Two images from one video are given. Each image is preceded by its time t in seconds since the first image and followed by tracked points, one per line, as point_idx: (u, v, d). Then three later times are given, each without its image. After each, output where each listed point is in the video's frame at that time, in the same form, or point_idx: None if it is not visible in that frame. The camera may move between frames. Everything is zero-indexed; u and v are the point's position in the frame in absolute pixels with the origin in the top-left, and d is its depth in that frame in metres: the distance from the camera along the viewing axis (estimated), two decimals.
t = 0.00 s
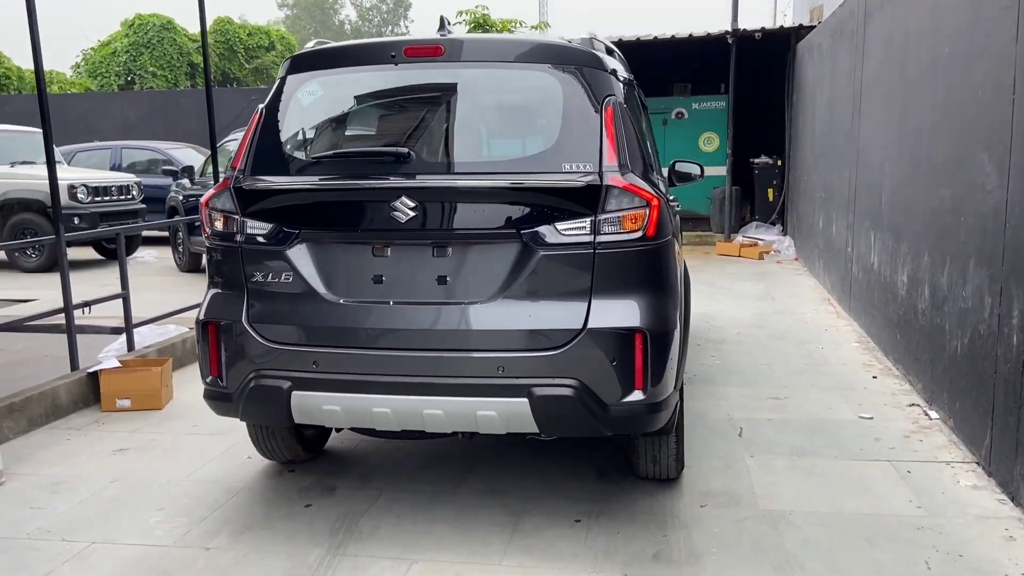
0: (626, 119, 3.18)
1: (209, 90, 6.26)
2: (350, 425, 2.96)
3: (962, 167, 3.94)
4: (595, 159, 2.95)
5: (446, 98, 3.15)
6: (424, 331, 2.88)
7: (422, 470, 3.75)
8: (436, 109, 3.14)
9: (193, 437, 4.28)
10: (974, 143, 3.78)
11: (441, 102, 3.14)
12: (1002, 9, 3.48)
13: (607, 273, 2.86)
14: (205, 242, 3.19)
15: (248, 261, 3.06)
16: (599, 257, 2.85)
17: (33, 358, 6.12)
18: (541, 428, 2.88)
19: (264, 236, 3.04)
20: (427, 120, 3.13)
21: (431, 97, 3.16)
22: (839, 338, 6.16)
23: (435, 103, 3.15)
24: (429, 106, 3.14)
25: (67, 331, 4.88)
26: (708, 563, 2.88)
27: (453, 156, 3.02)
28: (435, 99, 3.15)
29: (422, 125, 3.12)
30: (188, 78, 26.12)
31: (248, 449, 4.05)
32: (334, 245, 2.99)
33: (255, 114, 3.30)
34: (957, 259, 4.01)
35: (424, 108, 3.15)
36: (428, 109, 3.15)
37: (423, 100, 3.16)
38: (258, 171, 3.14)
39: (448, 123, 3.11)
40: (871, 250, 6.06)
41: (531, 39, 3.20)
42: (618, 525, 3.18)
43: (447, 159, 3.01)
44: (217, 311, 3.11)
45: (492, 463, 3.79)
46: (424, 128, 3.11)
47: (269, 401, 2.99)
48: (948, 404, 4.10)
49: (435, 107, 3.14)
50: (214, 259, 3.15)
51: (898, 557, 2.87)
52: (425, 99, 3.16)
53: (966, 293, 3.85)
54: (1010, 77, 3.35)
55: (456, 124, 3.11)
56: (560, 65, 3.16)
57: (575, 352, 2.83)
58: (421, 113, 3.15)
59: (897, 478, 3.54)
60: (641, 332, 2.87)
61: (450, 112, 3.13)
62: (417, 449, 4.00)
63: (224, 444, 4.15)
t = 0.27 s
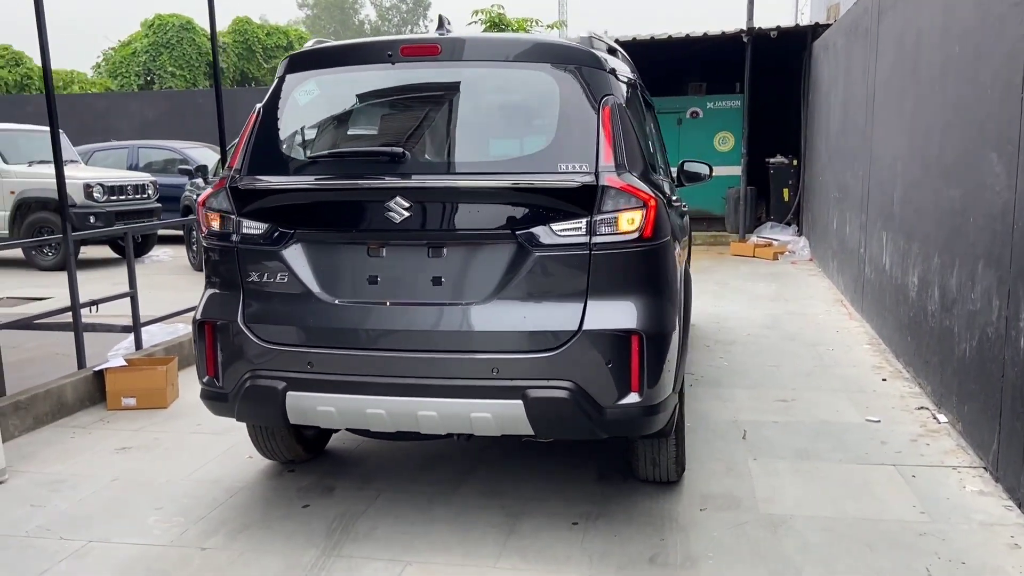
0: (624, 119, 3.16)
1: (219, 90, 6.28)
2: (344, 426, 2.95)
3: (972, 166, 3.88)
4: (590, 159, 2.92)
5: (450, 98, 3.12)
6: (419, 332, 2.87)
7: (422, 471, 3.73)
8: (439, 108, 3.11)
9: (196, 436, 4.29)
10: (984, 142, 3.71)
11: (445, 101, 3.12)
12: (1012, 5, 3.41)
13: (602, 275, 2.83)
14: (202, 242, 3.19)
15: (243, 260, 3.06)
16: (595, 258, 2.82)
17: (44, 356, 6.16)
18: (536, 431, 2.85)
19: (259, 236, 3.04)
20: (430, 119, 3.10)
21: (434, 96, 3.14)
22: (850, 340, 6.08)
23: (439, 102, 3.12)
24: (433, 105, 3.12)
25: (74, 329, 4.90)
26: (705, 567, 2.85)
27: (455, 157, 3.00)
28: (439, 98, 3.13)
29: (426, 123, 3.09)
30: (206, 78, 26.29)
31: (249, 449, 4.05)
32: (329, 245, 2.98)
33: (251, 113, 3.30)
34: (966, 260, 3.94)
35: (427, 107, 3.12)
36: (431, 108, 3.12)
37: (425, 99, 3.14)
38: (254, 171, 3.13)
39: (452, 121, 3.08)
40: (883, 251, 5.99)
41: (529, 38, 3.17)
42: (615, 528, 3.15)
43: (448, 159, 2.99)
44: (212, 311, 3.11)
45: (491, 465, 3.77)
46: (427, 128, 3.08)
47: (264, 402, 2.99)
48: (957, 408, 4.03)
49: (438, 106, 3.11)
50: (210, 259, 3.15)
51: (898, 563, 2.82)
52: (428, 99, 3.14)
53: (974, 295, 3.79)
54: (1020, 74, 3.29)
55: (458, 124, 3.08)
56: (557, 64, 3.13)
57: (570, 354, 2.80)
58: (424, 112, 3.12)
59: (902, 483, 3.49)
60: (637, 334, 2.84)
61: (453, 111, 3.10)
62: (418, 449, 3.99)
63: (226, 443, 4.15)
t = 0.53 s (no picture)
0: (615, 118, 3.10)
1: (225, 90, 6.27)
2: (330, 428, 2.92)
3: (980, 166, 3.78)
4: (579, 157, 2.86)
5: (446, 95, 3.06)
6: (404, 333, 2.83)
7: (414, 474, 3.69)
8: (435, 105, 3.05)
9: (193, 435, 4.28)
10: (992, 142, 3.61)
11: (441, 98, 3.06)
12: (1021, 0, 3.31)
13: (590, 276, 2.77)
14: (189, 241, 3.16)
15: (230, 260, 3.03)
16: (582, 259, 2.76)
17: (50, 354, 6.19)
18: (522, 435, 2.80)
19: (245, 235, 3.01)
20: (427, 116, 3.05)
21: (431, 93, 3.08)
22: (860, 343, 5.97)
23: (436, 99, 3.07)
24: (429, 101, 3.06)
25: (75, 328, 4.90)
26: None
27: (450, 156, 2.94)
28: (436, 95, 3.07)
29: (422, 120, 3.04)
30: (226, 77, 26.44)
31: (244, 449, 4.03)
32: (315, 245, 2.94)
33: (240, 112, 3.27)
34: (974, 263, 3.84)
35: (423, 103, 3.06)
36: (428, 105, 3.06)
37: (421, 96, 3.08)
38: (241, 169, 3.10)
39: (449, 119, 3.03)
40: (895, 253, 5.87)
41: (522, 34, 3.11)
42: (606, 534, 3.08)
43: (443, 157, 2.94)
44: (199, 311, 3.08)
45: (485, 468, 3.72)
46: (422, 125, 3.03)
47: (249, 403, 2.95)
48: (964, 414, 3.93)
49: (434, 103, 3.06)
50: (197, 258, 3.12)
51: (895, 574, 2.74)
52: (426, 95, 3.08)
53: (981, 298, 3.69)
54: None
55: (455, 121, 3.02)
56: (546, 61, 3.07)
57: (557, 357, 2.74)
58: (420, 108, 3.06)
59: (904, 491, 3.40)
60: (627, 337, 2.77)
61: (450, 108, 3.04)
62: (412, 452, 3.94)
63: (221, 444, 4.13)
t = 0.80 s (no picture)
0: (610, 123, 3.07)
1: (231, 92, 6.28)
2: (322, 435, 2.90)
3: (987, 171, 3.72)
4: (573, 163, 2.83)
5: (446, 99, 3.03)
6: (396, 340, 2.81)
7: (411, 480, 3.67)
8: (435, 109, 3.02)
9: (192, 439, 4.27)
10: (999, 146, 3.55)
11: (440, 103, 3.03)
12: None
13: (583, 282, 2.74)
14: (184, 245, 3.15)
15: (223, 265, 3.01)
16: (576, 265, 2.74)
17: (57, 355, 6.21)
18: (514, 442, 2.77)
19: (238, 240, 2.99)
20: (426, 119, 3.01)
21: (431, 96, 3.05)
22: (868, 348, 5.90)
23: (436, 103, 3.04)
24: (428, 105, 3.03)
25: (78, 330, 4.91)
26: None
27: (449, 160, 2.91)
28: (435, 99, 3.04)
29: (421, 123, 3.01)
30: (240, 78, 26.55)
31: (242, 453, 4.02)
32: (307, 250, 2.93)
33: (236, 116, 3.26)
34: (980, 269, 3.78)
35: (422, 107, 3.03)
36: (427, 109, 3.03)
37: (420, 100, 3.05)
38: (235, 174, 3.09)
39: (449, 122, 3.00)
40: (904, 257, 5.81)
41: (518, 39, 3.08)
42: (601, 543, 3.05)
43: (441, 161, 2.91)
44: (192, 316, 3.07)
45: (483, 475, 3.69)
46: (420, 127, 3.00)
47: (241, 409, 2.94)
48: (970, 423, 3.87)
49: (433, 107, 3.03)
50: (192, 263, 3.11)
51: None
52: (426, 98, 3.05)
53: (987, 305, 3.63)
54: None
55: (454, 125, 2.99)
56: (543, 65, 3.04)
57: (549, 364, 2.71)
58: (418, 111, 3.03)
59: (906, 501, 3.34)
60: (620, 344, 2.74)
61: (448, 112, 3.01)
62: (410, 457, 3.92)
63: (220, 448, 4.12)
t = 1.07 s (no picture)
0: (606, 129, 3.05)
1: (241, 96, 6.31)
2: (314, 441, 2.90)
3: (995, 177, 3.65)
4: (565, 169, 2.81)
5: (447, 104, 3.02)
6: (387, 347, 2.80)
7: (409, 486, 3.66)
8: (435, 114, 3.01)
9: (194, 442, 4.29)
10: (1006, 152, 3.49)
11: (440, 108, 3.02)
12: None
13: (575, 290, 2.71)
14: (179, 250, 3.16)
15: (217, 270, 3.02)
16: (567, 272, 2.71)
17: (68, 356, 6.26)
18: (505, 451, 2.75)
19: (232, 245, 2.99)
20: (426, 124, 3.00)
21: (431, 102, 3.04)
22: (879, 356, 5.83)
23: (435, 108, 3.02)
24: (428, 110, 3.02)
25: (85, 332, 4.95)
26: None
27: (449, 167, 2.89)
28: (435, 104, 3.03)
29: (421, 129, 3.00)
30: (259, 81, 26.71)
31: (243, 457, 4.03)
32: (300, 257, 2.92)
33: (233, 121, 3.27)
34: (987, 276, 3.72)
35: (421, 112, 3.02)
36: (426, 114, 3.01)
37: (420, 105, 3.04)
38: (230, 179, 3.09)
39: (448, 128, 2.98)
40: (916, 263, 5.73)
41: (514, 45, 3.07)
42: (595, 553, 3.03)
43: (441, 167, 2.89)
44: (187, 321, 3.08)
45: (480, 482, 3.67)
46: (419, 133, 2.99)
47: (234, 415, 2.94)
48: (976, 433, 3.81)
49: (433, 112, 3.01)
50: (187, 268, 3.12)
51: None
52: (426, 103, 3.04)
53: (994, 314, 3.57)
54: None
55: (456, 130, 2.98)
56: (537, 71, 3.01)
57: (539, 372, 2.69)
58: (418, 117, 3.02)
59: (907, 513, 3.29)
60: (612, 353, 2.72)
61: (448, 117, 2.99)
62: (409, 463, 3.91)
63: (221, 451, 4.14)
